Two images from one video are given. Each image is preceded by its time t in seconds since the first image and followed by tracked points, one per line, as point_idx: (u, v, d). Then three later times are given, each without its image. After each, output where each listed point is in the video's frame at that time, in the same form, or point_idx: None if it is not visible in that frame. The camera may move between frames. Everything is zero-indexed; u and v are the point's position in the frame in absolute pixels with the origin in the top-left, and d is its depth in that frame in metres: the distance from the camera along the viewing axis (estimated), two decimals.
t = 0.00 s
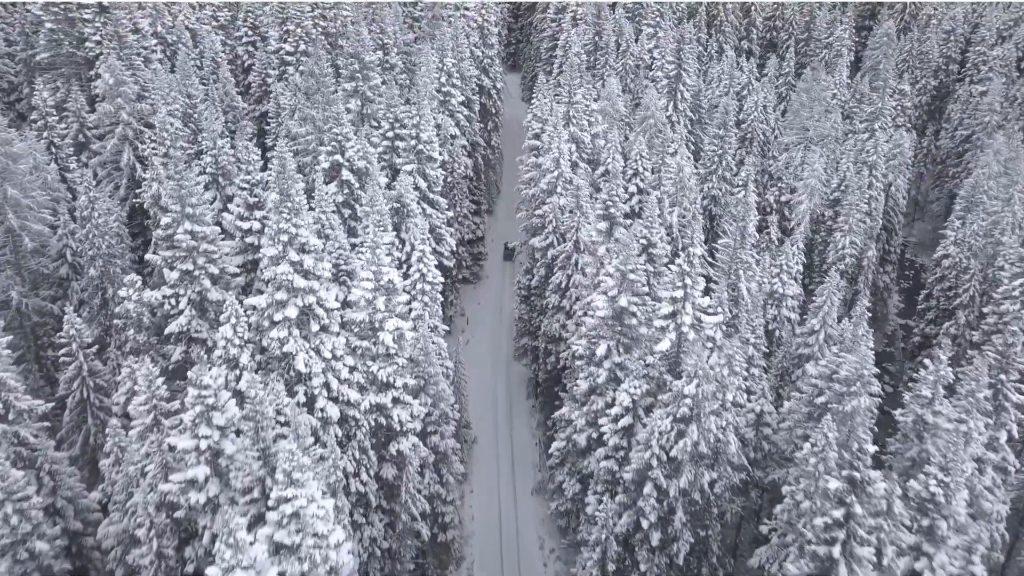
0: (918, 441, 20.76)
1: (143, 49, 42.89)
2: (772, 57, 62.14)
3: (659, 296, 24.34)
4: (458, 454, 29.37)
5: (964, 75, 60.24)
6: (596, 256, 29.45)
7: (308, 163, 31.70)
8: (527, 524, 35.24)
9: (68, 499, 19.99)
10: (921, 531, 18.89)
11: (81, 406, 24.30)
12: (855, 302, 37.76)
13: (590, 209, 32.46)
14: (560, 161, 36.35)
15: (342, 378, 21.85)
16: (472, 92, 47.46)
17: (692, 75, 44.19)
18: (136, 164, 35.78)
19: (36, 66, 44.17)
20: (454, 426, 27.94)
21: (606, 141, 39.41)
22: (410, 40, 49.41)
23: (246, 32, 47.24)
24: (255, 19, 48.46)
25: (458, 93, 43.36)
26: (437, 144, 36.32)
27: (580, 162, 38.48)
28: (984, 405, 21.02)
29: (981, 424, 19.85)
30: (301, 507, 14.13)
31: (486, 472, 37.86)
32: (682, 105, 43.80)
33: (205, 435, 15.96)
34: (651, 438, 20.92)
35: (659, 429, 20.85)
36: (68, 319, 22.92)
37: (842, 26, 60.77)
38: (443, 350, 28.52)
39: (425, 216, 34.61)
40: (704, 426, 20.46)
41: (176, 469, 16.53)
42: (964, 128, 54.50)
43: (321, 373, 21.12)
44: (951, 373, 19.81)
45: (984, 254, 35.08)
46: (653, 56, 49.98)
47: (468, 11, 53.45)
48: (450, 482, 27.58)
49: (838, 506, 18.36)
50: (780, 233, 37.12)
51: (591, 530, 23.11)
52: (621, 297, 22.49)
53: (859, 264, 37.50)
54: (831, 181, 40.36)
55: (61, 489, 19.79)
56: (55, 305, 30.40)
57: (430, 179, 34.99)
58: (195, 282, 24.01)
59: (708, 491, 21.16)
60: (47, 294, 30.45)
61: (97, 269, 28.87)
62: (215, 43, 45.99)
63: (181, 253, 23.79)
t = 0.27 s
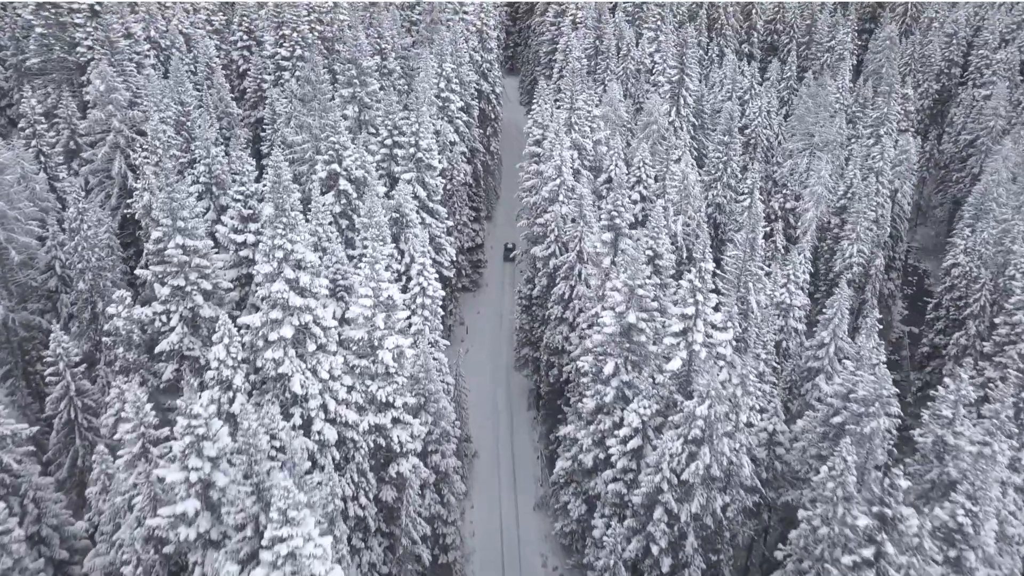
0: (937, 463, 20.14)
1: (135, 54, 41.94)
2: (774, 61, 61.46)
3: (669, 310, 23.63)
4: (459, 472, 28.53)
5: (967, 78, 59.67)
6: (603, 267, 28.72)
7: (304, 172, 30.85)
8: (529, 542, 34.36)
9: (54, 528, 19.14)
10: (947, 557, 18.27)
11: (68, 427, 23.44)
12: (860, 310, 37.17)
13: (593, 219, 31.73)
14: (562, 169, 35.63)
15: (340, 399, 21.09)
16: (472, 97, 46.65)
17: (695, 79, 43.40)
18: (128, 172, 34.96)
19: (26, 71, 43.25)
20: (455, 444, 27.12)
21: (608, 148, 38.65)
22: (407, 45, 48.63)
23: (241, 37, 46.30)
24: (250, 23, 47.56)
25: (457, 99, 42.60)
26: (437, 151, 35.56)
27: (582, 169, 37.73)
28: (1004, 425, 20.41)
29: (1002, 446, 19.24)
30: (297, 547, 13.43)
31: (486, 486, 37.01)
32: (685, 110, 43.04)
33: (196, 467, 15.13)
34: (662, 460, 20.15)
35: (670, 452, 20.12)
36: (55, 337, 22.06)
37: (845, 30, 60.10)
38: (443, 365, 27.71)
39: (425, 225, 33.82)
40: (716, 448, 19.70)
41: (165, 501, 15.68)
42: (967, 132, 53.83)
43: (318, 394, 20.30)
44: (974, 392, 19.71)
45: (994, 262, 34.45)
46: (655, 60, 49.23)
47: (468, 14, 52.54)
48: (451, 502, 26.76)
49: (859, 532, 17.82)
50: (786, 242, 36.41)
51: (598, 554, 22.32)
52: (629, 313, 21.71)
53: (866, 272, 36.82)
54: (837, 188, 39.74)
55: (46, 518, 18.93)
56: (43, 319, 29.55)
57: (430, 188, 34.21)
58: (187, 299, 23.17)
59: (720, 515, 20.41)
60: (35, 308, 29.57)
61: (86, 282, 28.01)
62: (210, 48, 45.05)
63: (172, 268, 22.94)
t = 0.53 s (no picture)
0: (962, 492, 19.32)
1: (127, 61, 40.86)
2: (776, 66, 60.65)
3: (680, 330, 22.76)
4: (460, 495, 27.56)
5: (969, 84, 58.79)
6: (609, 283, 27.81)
7: (299, 184, 29.87)
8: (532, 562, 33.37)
9: (34, 566, 18.13)
10: None
11: (52, 454, 22.42)
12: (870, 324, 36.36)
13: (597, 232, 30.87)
14: (565, 180, 34.77)
15: (337, 426, 20.15)
16: (471, 105, 45.73)
17: (698, 86, 42.56)
18: (118, 184, 33.96)
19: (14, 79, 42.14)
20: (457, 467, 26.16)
21: (611, 157, 37.79)
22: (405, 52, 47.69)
23: (234, 43, 45.23)
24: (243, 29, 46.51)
25: (456, 107, 41.72)
26: (436, 162, 34.66)
27: (585, 179, 36.87)
28: None
29: None
30: None
31: (487, 504, 36.03)
32: (689, 119, 42.16)
33: (184, 509, 14.15)
34: (675, 490, 19.25)
35: (683, 481, 19.22)
36: (38, 362, 21.07)
37: (847, 35, 59.33)
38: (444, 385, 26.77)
39: (424, 239, 32.88)
40: (732, 478, 18.81)
41: (151, 545, 14.70)
42: (971, 139, 53.02)
43: (314, 422, 19.34)
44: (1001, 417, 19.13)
45: (1007, 275, 33.70)
46: (656, 67, 48.36)
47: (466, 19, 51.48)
48: (453, 528, 25.78)
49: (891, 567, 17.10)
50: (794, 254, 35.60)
51: None
52: (639, 335, 20.82)
53: (875, 284, 36.03)
54: (844, 199, 38.97)
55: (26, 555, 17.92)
56: (29, 337, 28.55)
57: (430, 200, 33.31)
58: (177, 320, 22.20)
59: (736, 547, 19.51)
60: (20, 326, 28.54)
61: (73, 300, 27.00)
62: (203, 55, 43.98)
63: (161, 289, 21.95)
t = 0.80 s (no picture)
0: (990, 526, 18.50)
1: (118, 72, 39.85)
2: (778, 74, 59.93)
3: (692, 354, 21.89)
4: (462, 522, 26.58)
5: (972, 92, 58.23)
6: (615, 302, 26.95)
7: (295, 200, 28.94)
8: None
9: None
10: None
11: (36, 486, 21.40)
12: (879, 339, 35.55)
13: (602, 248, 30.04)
14: (568, 194, 33.95)
15: (334, 458, 19.15)
16: (470, 115, 44.87)
17: (702, 96, 41.78)
18: (108, 199, 32.97)
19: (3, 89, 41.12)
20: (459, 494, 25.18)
21: (614, 169, 36.98)
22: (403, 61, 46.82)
23: (229, 52, 44.25)
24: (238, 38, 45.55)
25: (455, 117, 40.85)
26: (435, 175, 33.81)
27: (587, 192, 36.04)
28: None
29: None
30: None
31: (488, 525, 35.03)
32: (692, 129, 41.19)
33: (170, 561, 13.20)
34: (690, 526, 18.36)
35: (698, 516, 18.29)
36: (20, 391, 20.07)
37: (850, 43, 58.62)
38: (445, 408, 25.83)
39: (424, 255, 31.97)
40: (750, 512, 17.92)
41: None
42: (976, 148, 52.29)
43: (310, 455, 18.35)
44: None
45: (1020, 289, 32.96)
46: (658, 76, 47.56)
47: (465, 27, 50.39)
48: (455, 558, 24.81)
49: None
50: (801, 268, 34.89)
51: None
52: (650, 360, 19.93)
53: (885, 299, 35.26)
54: (852, 211, 38.22)
55: None
56: (15, 358, 27.57)
57: (429, 215, 32.44)
58: (166, 345, 21.22)
59: None
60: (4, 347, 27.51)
61: (59, 321, 25.98)
62: (196, 64, 42.97)
63: (150, 313, 20.98)
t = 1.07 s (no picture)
0: (1018, 559, 17.71)
1: (110, 82, 38.98)
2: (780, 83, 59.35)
3: (703, 377, 21.11)
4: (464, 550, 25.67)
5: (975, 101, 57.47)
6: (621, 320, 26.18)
7: (291, 215, 28.13)
8: None
9: None
10: None
11: (18, 518, 20.46)
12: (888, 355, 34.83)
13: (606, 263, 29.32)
14: (570, 207, 33.22)
15: (331, 490, 18.29)
16: (470, 126, 44.13)
17: (705, 106, 41.12)
18: (98, 213, 32.12)
19: None
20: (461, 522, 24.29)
21: (617, 181, 36.30)
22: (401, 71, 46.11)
23: (224, 61, 43.41)
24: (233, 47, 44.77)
25: (455, 128, 40.14)
26: (435, 189, 33.08)
27: (590, 205, 35.33)
28: None
29: None
30: None
31: (489, 546, 34.12)
32: (696, 140, 40.53)
33: None
34: (705, 561, 17.54)
35: (714, 551, 17.49)
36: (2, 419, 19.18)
37: (852, 51, 58.11)
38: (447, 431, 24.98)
39: (424, 270, 31.17)
40: (767, 547, 17.12)
41: None
42: (979, 157, 51.69)
43: (306, 488, 17.50)
44: None
45: None
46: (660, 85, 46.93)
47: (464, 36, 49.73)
48: None
49: None
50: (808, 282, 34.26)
51: None
52: (661, 386, 19.19)
53: (895, 313, 34.59)
54: (859, 223, 37.60)
55: None
56: None
57: (429, 230, 31.66)
58: (156, 371, 20.38)
59: None
60: None
61: (46, 341, 25.08)
62: (191, 74, 42.12)
63: (139, 337, 20.14)
